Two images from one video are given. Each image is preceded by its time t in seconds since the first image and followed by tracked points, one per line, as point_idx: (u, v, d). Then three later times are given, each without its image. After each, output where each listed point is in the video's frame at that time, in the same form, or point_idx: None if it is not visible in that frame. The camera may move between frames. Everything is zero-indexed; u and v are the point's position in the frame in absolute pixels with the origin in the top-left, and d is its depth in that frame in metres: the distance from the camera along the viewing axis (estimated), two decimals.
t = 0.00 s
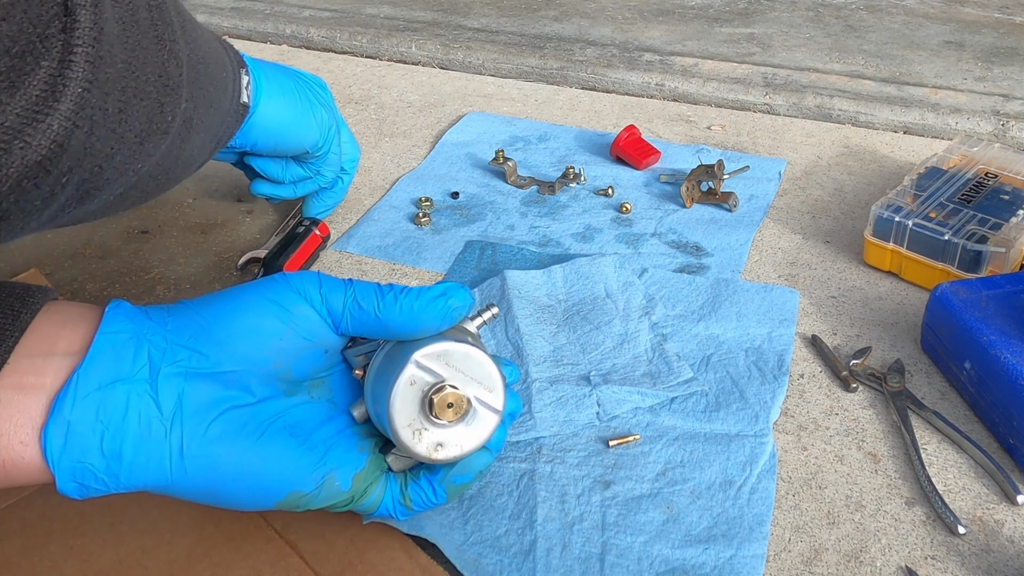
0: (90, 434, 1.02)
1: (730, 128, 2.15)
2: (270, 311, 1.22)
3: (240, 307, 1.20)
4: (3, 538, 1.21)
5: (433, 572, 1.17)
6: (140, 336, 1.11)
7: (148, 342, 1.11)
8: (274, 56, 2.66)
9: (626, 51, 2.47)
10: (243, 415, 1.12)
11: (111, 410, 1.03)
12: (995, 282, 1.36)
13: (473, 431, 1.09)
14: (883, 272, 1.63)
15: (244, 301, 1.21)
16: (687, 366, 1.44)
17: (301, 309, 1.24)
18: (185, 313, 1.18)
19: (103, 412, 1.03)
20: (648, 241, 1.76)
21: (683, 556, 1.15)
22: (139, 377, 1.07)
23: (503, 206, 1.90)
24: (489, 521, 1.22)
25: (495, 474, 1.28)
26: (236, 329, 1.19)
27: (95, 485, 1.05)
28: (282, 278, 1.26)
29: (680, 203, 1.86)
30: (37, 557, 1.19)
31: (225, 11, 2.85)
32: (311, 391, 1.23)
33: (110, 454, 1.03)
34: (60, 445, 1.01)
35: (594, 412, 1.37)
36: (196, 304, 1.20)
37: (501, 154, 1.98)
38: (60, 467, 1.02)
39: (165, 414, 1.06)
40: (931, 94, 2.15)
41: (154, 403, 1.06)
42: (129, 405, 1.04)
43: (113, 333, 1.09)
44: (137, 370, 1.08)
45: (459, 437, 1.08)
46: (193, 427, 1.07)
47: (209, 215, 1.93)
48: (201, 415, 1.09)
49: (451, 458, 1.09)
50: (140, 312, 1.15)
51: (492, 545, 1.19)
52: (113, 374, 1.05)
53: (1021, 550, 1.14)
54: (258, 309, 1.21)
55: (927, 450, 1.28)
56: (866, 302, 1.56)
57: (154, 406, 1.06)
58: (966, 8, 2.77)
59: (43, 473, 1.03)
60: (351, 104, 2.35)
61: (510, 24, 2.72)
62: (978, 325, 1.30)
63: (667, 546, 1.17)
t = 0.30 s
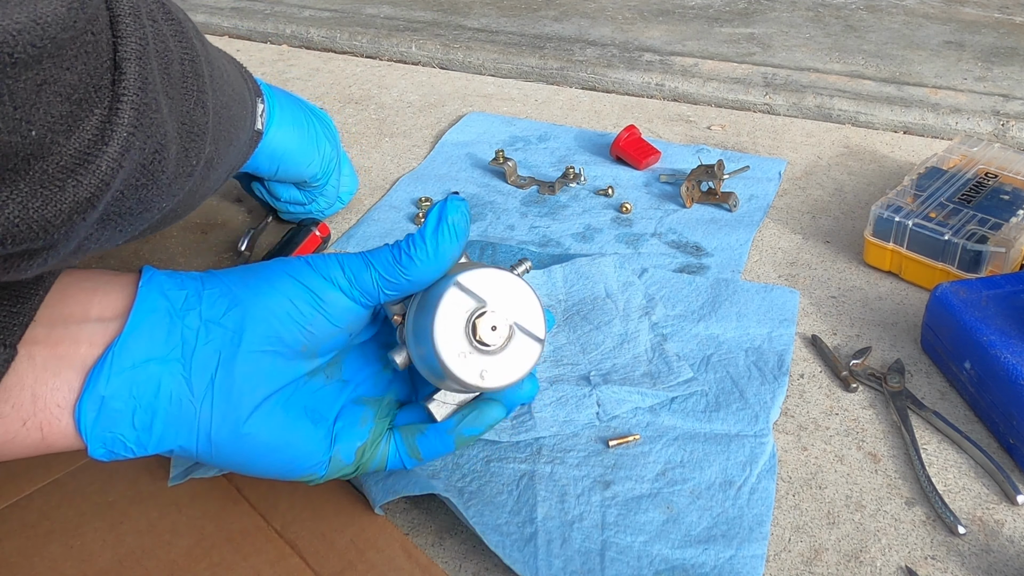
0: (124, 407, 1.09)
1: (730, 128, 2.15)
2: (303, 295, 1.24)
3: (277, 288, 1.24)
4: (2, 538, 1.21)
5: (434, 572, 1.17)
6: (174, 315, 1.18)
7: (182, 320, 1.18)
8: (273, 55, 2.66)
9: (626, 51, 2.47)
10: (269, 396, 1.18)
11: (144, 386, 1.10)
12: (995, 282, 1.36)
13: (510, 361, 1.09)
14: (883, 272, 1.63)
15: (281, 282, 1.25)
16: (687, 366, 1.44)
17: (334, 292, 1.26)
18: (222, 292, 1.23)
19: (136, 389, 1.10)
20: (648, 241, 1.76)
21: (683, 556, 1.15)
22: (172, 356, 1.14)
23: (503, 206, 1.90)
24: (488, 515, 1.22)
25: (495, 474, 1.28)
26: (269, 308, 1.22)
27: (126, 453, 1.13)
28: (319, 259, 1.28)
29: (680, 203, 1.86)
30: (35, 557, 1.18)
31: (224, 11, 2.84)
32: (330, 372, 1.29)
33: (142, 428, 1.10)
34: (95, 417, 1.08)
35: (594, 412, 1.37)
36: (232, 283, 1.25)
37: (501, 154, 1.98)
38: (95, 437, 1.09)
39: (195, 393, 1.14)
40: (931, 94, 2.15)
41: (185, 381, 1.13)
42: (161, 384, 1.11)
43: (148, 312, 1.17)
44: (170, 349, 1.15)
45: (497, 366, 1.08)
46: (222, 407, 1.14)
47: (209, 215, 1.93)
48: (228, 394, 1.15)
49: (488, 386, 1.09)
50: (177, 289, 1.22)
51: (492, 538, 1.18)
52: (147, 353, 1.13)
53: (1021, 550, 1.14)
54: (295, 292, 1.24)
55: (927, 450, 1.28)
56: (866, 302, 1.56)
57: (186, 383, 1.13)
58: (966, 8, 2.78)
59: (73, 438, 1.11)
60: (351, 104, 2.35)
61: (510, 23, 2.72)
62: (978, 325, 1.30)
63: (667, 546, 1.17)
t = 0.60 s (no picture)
0: (131, 333, 1.15)
1: (730, 128, 2.15)
2: (292, 244, 1.33)
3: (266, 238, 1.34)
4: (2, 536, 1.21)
5: (433, 572, 1.16)
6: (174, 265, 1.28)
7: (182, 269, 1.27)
8: (273, 55, 2.66)
9: (626, 51, 2.47)
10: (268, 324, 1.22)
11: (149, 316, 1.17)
12: (995, 282, 1.36)
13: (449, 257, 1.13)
14: (883, 272, 1.63)
15: (270, 234, 1.36)
16: (687, 366, 1.44)
17: (320, 237, 1.36)
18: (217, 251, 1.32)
19: (141, 316, 1.17)
20: (648, 241, 1.76)
21: (682, 556, 1.15)
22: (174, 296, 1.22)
23: (503, 206, 1.90)
24: (488, 514, 1.22)
25: (495, 474, 1.28)
26: (262, 251, 1.31)
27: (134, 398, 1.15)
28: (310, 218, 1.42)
29: (680, 203, 1.86)
30: (37, 556, 1.18)
31: (224, 11, 2.84)
32: (336, 326, 1.30)
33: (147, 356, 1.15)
34: (104, 341, 1.12)
35: (593, 411, 1.37)
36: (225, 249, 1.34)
37: (501, 154, 1.98)
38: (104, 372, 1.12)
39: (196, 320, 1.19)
40: (931, 94, 2.15)
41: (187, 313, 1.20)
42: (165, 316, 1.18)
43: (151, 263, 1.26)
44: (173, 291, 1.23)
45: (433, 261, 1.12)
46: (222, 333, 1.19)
47: (209, 215, 1.93)
48: (228, 322, 1.20)
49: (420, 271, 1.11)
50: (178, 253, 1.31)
51: (492, 535, 1.18)
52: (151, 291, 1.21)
53: (1021, 550, 1.14)
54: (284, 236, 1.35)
55: (927, 450, 1.28)
56: (866, 302, 1.56)
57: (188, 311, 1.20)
58: (965, 8, 2.77)
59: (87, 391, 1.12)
60: (351, 104, 2.35)
61: (510, 24, 2.72)
62: (978, 325, 1.30)
63: (667, 546, 1.17)
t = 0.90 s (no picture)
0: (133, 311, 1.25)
1: (730, 128, 2.15)
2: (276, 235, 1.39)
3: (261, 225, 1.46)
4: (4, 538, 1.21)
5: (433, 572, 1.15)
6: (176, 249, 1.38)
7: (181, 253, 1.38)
8: (273, 55, 2.66)
9: (626, 51, 2.47)
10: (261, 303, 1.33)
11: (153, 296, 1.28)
12: (995, 282, 1.36)
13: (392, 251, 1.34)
14: (883, 272, 1.63)
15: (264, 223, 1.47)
16: (687, 366, 1.44)
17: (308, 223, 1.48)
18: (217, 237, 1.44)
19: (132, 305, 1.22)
20: (648, 241, 1.76)
21: (682, 556, 1.15)
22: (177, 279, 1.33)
23: (503, 206, 1.90)
24: (489, 514, 1.22)
25: (495, 474, 1.28)
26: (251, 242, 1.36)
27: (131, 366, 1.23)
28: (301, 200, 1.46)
29: (680, 204, 1.86)
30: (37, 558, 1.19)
31: (225, 11, 2.84)
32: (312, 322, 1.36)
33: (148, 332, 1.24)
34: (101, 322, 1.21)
35: (594, 411, 1.37)
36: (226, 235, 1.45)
37: (501, 154, 1.98)
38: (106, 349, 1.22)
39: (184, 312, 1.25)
40: (931, 94, 2.15)
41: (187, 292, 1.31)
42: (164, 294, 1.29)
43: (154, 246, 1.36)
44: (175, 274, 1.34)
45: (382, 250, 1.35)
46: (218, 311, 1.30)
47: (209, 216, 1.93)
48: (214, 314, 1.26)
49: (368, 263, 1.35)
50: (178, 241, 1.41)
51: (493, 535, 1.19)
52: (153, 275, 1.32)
53: (1021, 550, 1.14)
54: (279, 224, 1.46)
55: (927, 450, 1.28)
56: (866, 302, 1.56)
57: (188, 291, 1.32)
58: (966, 8, 2.77)
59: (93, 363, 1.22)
60: (351, 104, 2.35)
61: (510, 24, 2.72)
62: (978, 325, 1.30)
63: (666, 546, 1.17)
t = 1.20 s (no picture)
0: (131, 334, 1.16)
1: (730, 128, 2.15)
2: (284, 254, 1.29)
3: (268, 225, 1.29)
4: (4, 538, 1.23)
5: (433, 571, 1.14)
6: (172, 250, 1.23)
7: (179, 256, 1.23)
8: (273, 55, 2.66)
9: (626, 51, 2.47)
10: (265, 330, 1.26)
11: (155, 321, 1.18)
12: (995, 282, 1.36)
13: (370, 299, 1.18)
14: (883, 272, 1.63)
15: (268, 217, 1.30)
16: (687, 366, 1.44)
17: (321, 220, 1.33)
18: (217, 229, 1.29)
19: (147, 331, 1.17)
20: (648, 241, 1.76)
21: (683, 556, 1.15)
22: (175, 292, 1.21)
23: (503, 206, 1.90)
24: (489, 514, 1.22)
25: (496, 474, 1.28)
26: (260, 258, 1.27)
27: (122, 386, 1.18)
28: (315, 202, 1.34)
29: (680, 204, 1.86)
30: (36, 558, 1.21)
31: (225, 11, 2.83)
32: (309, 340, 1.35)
33: (145, 358, 1.18)
34: (98, 351, 1.14)
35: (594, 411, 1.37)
36: (229, 223, 1.30)
37: (501, 154, 1.97)
38: (98, 369, 1.15)
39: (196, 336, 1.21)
40: (931, 94, 2.15)
41: (185, 313, 1.20)
42: (162, 316, 1.18)
43: (151, 246, 1.21)
44: (173, 286, 1.21)
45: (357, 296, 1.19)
46: (220, 338, 1.23)
47: (209, 215, 1.93)
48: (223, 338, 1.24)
49: (342, 309, 1.19)
50: (170, 227, 1.26)
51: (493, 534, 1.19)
52: (152, 290, 1.19)
53: (1021, 550, 1.14)
54: (287, 224, 1.30)
55: (927, 450, 1.28)
56: (866, 302, 1.56)
57: (189, 312, 1.21)
58: (966, 8, 2.77)
59: (88, 383, 1.16)
60: (351, 104, 2.35)
61: (510, 24, 2.72)
62: (978, 325, 1.30)
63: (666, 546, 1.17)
